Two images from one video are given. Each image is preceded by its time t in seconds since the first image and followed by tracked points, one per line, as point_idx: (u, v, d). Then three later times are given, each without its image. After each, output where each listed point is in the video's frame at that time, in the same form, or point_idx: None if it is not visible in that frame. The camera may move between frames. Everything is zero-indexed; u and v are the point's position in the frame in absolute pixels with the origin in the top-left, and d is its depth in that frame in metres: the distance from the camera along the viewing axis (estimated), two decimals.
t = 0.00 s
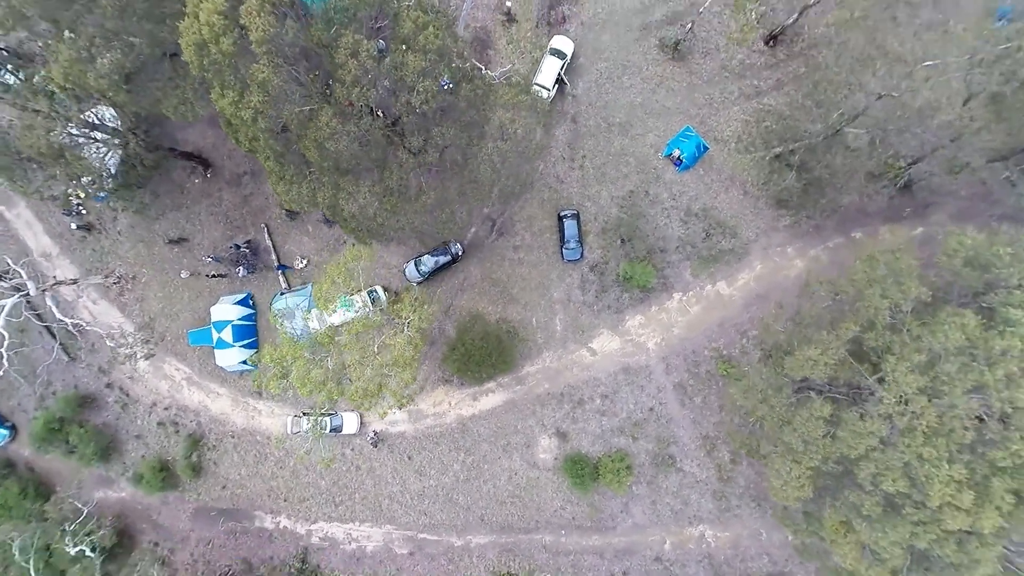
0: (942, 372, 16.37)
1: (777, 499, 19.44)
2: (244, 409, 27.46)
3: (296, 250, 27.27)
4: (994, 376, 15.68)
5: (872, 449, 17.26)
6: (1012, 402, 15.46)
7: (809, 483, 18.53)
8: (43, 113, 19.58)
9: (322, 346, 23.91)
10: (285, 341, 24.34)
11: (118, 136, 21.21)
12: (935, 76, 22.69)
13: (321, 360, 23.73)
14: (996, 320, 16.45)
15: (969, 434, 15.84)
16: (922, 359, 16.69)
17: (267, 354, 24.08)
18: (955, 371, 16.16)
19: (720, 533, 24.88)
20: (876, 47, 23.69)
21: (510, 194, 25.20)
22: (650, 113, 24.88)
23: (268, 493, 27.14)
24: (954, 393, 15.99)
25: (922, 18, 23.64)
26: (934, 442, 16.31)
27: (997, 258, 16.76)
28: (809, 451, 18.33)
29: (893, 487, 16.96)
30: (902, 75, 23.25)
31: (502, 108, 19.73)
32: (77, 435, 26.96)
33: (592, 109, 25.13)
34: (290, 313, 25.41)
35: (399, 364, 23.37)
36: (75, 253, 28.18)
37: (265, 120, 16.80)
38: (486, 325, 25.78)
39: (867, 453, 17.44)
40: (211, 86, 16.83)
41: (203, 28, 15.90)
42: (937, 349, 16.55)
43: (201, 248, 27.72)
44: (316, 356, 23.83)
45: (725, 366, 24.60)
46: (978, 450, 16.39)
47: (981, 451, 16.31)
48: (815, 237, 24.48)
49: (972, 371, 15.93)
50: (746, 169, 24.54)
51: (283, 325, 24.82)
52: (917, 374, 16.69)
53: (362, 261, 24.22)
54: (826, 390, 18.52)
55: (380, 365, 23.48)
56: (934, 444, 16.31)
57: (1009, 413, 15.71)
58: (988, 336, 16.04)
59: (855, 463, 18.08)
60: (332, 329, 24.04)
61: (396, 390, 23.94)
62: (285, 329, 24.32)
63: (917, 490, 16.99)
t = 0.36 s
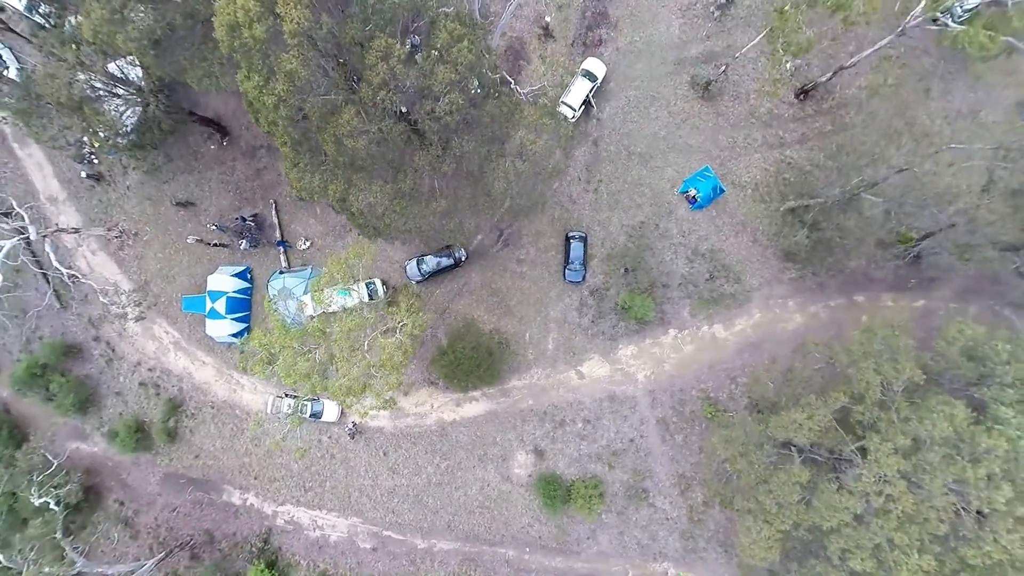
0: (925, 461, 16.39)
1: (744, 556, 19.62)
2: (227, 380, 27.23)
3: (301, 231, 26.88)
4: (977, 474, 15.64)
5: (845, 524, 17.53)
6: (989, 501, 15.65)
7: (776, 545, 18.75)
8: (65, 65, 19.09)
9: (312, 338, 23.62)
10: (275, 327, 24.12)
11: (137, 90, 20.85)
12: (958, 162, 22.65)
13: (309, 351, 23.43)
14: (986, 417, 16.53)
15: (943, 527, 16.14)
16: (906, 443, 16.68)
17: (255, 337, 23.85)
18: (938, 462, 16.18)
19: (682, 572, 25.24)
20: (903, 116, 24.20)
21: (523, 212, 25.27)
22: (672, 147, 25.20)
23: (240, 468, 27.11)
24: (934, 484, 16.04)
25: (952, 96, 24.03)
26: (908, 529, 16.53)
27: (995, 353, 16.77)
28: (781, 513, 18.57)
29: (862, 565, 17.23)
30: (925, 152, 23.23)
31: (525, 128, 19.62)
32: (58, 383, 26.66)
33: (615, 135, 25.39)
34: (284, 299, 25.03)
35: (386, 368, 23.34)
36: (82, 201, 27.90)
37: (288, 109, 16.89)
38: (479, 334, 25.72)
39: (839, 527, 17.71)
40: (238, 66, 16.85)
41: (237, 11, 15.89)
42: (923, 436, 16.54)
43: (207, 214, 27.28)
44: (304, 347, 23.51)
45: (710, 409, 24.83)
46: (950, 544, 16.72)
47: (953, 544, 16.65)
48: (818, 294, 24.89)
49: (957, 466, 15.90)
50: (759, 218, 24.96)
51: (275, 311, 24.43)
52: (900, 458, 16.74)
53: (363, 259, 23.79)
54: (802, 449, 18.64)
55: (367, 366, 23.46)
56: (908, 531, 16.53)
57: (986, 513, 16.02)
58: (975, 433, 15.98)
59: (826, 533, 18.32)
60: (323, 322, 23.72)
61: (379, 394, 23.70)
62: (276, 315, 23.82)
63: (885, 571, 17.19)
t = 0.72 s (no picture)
0: (923, 483, 16.63)
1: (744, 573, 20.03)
2: (224, 396, 27.02)
3: (296, 245, 26.56)
4: (972, 496, 15.91)
5: (844, 546, 17.83)
6: (987, 527, 16.09)
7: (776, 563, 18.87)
8: (56, 85, 18.62)
9: (309, 359, 23.36)
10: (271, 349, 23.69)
11: (128, 108, 20.07)
12: (951, 181, 22.90)
13: (306, 374, 23.19)
14: (982, 438, 16.64)
15: (940, 551, 16.50)
16: (903, 464, 16.98)
17: (250, 360, 23.47)
18: (935, 484, 16.46)
19: None
20: (895, 127, 24.48)
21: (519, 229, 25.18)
22: (668, 158, 25.28)
23: (238, 484, 26.98)
24: (930, 506, 16.43)
25: (942, 108, 24.29)
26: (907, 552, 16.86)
27: (990, 373, 16.93)
28: (780, 533, 18.68)
29: None
30: (915, 170, 23.92)
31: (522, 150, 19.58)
32: (53, 401, 26.28)
33: (611, 146, 25.43)
34: (279, 322, 24.70)
35: (384, 391, 23.42)
36: (74, 216, 27.28)
37: (283, 134, 16.72)
38: (476, 347, 25.72)
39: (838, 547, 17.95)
40: (231, 93, 16.74)
41: (230, 40, 15.96)
42: (920, 459, 16.85)
43: (202, 229, 26.94)
44: (301, 370, 23.17)
45: (708, 420, 24.89)
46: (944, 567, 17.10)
47: (948, 567, 17.02)
48: (814, 304, 25.02)
49: (952, 488, 16.21)
50: (754, 228, 25.06)
51: (271, 335, 23.86)
52: (897, 479, 17.04)
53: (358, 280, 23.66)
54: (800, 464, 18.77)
55: (364, 390, 23.30)
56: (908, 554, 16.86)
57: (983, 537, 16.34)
58: (970, 455, 16.24)
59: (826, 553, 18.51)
60: (320, 345, 23.40)
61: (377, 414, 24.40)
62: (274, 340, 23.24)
63: None
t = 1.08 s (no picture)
0: (923, 507, 17.00)
1: None
2: (223, 412, 26.94)
3: (295, 260, 26.49)
4: (973, 522, 16.31)
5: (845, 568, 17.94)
6: (986, 552, 16.39)
7: None
8: (52, 110, 18.51)
9: (308, 384, 23.29)
10: (270, 373, 23.43)
11: (128, 130, 19.79)
12: (948, 200, 22.68)
13: (307, 399, 23.15)
14: (981, 460, 17.15)
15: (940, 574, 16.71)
16: (903, 487, 17.28)
17: (252, 387, 23.19)
18: (936, 509, 16.81)
19: None
20: (890, 139, 24.73)
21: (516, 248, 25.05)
22: (665, 170, 25.34)
23: (238, 500, 26.92)
24: (931, 530, 16.77)
25: (937, 120, 24.49)
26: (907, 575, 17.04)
27: (988, 394, 17.21)
28: (781, 553, 18.76)
29: None
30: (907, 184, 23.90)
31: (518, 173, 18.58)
32: (51, 419, 26.08)
33: (609, 159, 25.47)
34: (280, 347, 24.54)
35: (384, 414, 23.34)
36: (71, 233, 27.09)
37: (282, 161, 16.80)
38: (476, 361, 25.72)
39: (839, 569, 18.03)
40: (229, 121, 16.81)
41: (228, 73, 16.04)
42: (921, 482, 17.13)
43: (200, 245, 26.78)
44: (300, 395, 23.16)
45: (708, 432, 24.88)
46: None
47: None
48: (811, 314, 25.15)
49: (954, 513, 16.56)
50: (752, 240, 25.17)
51: (273, 361, 23.55)
52: (897, 502, 17.31)
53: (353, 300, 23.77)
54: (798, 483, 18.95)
55: (365, 414, 23.35)
56: None
57: (984, 562, 16.52)
58: (969, 480, 16.77)
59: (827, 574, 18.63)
60: (320, 369, 23.10)
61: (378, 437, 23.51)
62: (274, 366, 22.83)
63: None
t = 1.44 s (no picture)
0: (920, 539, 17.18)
1: None
2: (223, 422, 26.90)
3: (296, 272, 26.49)
4: (971, 555, 16.53)
5: None
6: None
7: None
8: (54, 130, 18.45)
9: (308, 405, 23.09)
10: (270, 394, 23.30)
11: (129, 145, 19.62)
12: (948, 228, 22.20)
13: (306, 420, 23.03)
14: (977, 491, 17.43)
15: None
16: (902, 516, 17.48)
17: (252, 408, 22.88)
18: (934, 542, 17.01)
19: None
20: (889, 157, 24.86)
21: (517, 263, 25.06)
22: (666, 186, 25.41)
23: (237, 511, 26.93)
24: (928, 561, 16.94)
25: (935, 139, 24.62)
26: None
27: (986, 424, 17.35)
28: None
29: None
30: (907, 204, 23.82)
31: (520, 199, 18.77)
32: (50, 429, 25.97)
33: (610, 174, 25.52)
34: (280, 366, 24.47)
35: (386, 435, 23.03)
36: (72, 242, 26.86)
37: (284, 189, 16.83)
38: (476, 375, 25.78)
39: None
40: (232, 149, 16.82)
41: (232, 104, 16.05)
42: (918, 512, 17.33)
43: (201, 255, 26.69)
44: (301, 416, 22.98)
45: (707, 447, 25.05)
46: None
47: None
48: (810, 331, 25.27)
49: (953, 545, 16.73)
50: (752, 256, 25.25)
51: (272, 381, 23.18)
52: (893, 532, 17.52)
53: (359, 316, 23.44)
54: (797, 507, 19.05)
55: (365, 434, 23.18)
56: None
57: None
58: (968, 514, 16.93)
59: None
60: (321, 391, 22.89)
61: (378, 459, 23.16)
62: (274, 386, 22.52)
63: None
